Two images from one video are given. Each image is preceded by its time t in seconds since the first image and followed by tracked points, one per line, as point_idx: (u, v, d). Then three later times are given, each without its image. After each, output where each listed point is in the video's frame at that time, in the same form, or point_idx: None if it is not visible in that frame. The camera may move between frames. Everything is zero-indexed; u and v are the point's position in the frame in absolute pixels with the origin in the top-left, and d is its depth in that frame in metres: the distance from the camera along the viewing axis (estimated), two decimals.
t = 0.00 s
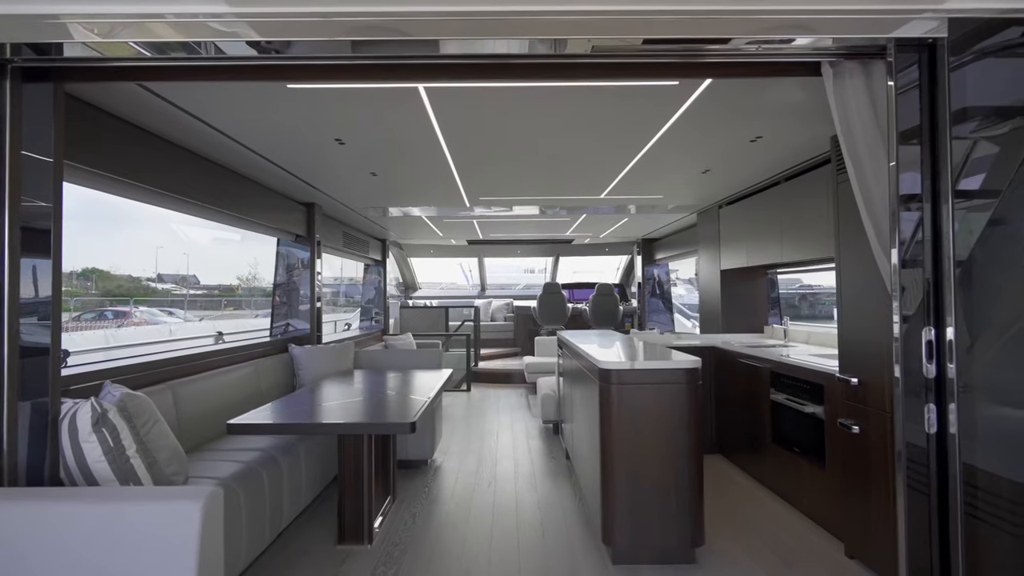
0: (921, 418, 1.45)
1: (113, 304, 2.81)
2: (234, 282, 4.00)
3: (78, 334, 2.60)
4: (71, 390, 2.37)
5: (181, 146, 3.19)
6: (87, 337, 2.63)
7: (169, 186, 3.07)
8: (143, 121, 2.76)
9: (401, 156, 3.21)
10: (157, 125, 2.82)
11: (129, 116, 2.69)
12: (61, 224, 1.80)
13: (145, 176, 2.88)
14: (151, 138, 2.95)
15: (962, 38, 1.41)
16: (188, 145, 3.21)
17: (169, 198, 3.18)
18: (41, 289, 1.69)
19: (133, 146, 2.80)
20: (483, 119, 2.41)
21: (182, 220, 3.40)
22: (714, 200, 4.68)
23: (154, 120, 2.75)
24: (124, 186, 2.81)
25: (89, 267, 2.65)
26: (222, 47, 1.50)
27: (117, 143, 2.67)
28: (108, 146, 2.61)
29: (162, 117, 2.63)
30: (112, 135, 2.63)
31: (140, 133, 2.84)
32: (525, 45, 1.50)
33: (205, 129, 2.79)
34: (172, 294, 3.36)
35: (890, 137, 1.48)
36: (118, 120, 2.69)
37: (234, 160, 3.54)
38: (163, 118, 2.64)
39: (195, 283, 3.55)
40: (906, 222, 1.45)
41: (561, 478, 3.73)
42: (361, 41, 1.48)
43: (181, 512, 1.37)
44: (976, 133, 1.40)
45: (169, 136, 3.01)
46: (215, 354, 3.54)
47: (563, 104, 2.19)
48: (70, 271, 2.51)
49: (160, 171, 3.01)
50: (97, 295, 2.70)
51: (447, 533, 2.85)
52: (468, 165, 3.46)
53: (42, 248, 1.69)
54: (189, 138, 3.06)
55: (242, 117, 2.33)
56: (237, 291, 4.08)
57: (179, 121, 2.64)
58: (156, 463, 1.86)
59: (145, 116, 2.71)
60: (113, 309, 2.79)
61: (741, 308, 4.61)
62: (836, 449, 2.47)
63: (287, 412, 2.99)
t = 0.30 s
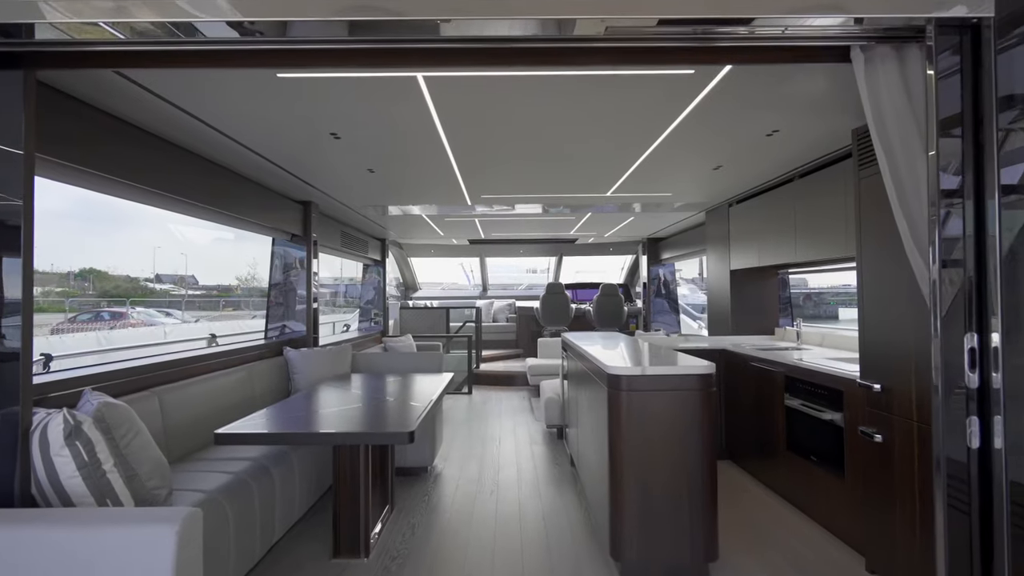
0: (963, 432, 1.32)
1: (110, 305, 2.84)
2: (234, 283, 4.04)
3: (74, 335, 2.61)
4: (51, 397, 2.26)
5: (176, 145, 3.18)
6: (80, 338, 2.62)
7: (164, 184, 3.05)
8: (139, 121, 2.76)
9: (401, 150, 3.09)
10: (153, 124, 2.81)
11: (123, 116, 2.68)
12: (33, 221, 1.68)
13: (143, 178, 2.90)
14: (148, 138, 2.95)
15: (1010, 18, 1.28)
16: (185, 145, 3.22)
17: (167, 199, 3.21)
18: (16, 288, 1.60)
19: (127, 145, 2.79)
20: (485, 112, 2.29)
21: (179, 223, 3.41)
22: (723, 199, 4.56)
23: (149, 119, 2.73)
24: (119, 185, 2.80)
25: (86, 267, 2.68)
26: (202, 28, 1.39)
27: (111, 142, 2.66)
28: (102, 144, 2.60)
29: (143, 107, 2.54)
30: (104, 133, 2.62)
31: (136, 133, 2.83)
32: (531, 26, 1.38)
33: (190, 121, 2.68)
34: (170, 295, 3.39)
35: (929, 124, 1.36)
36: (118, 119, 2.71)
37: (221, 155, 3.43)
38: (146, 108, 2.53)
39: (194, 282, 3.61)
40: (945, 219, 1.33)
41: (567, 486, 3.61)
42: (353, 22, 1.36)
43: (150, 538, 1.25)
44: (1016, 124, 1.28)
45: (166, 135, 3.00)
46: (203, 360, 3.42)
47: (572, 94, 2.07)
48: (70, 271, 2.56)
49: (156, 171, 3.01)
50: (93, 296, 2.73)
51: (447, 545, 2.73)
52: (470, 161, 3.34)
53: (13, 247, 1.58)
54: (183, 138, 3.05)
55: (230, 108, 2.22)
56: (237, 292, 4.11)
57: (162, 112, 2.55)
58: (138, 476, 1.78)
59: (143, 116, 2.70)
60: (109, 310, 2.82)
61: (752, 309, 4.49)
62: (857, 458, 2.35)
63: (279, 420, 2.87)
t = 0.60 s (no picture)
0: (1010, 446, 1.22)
1: (110, 305, 2.87)
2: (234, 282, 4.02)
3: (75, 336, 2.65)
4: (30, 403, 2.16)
5: (173, 142, 3.13)
6: (81, 338, 2.64)
7: (156, 181, 2.99)
8: (137, 119, 2.75)
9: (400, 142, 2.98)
10: (145, 120, 2.76)
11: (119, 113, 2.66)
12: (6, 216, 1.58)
13: (144, 178, 2.90)
14: (147, 137, 2.94)
15: None
16: (186, 145, 3.22)
17: (166, 198, 3.19)
18: None
19: (125, 144, 2.78)
20: (488, 103, 2.19)
21: (175, 219, 3.39)
22: (731, 198, 4.46)
23: (144, 116, 2.70)
24: (118, 183, 2.79)
25: (87, 267, 2.72)
26: (182, 9, 1.29)
27: (105, 138, 2.64)
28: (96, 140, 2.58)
29: (131, 99, 2.47)
30: (96, 129, 2.57)
31: (135, 131, 2.83)
32: (537, 6, 1.28)
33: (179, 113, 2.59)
34: (170, 295, 3.41)
35: (971, 111, 1.25)
36: (119, 121, 2.73)
37: (212, 151, 3.32)
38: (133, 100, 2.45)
39: (194, 283, 3.59)
40: (987, 216, 1.22)
41: (571, 492, 3.51)
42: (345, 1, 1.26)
43: (123, 560, 1.16)
44: None
45: (166, 133, 2.99)
46: (193, 362, 3.32)
47: (578, 84, 1.97)
48: (70, 271, 2.59)
49: (155, 170, 3.01)
50: (93, 296, 2.76)
51: (448, 555, 2.63)
52: (472, 156, 3.24)
53: None
54: (182, 136, 3.03)
55: (219, 98, 2.11)
56: (238, 292, 4.10)
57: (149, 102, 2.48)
58: (119, 487, 1.67)
59: (139, 113, 2.66)
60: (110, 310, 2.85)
61: (760, 310, 4.38)
62: (877, 467, 2.24)
63: (272, 424, 2.75)
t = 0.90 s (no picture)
0: None
1: (111, 305, 2.86)
2: (235, 282, 4.05)
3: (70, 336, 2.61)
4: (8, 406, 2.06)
5: (169, 138, 3.07)
6: (76, 338, 2.61)
7: (155, 179, 2.93)
8: (140, 117, 2.73)
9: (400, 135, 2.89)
10: (143, 116, 2.70)
11: (119, 111, 2.62)
12: None
13: (146, 177, 2.89)
14: (148, 134, 2.91)
15: None
16: (189, 145, 3.22)
17: (170, 198, 3.18)
18: None
19: (127, 142, 2.76)
20: (490, 90, 2.08)
21: (175, 218, 3.37)
22: (738, 195, 4.35)
23: (143, 113, 2.65)
24: (122, 182, 2.78)
25: (88, 267, 2.72)
26: None
27: (104, 135, 2.60)
28: (93, 137, 2.54)
29: (127, 94, 2.41)
30: (94, 125, 2.53)
31: (137, 129, 2.81)
32: None
33: (172, 105, 2.51)
34: (171, 295, 3.42)
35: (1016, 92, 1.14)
36: (114, 115, 2.66)
37: (206, 146, 3.24)
38: (126, 92, 2.38)
39: (195, 283, 3.61)
40: None
41: (576, 498, 3.40)
42: None
43: None
44: None
45: (169, 132, 2.97)
46: (188, 363, 3.23)
47: (585, 67, 1.87)
48: (71, 271, 2.58)
49: (157, 169, 2.99)
50: (93, 296, 2.75)
51: (448, 565, 2.53)
52: (473, 149, 3.14)
53: None
54: (183, 133, 3.00)
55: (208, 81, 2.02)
56: (240, 292, 4.12)
57: (143, 95, 2.40)
58: (97, 499, 1.58)
59: (138, 109, 2.62)
60: (109, 310, 2.83)
61: (769, 311, 4.28)
62: (898, 476, 2.14)
63: (266, 428, 2.65)
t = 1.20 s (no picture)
0: None
1: (111, 305, 2.92)
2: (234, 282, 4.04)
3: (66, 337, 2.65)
4: None
5: (163, 134, 2.98)
6: (73, 338, 2.66)
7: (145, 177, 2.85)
8: (141, 118, 2.74)
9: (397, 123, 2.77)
10: (138, 113, 2.66)
11: (117, 109, 2.60)
12: None
13: (147, 178, 2.90)
14: (144, 133, 2.87)
15: None
16: (189, 144, 3.20)
17: (171, 198, 3.19)
18: None
19: (126, 141, 2.75)
20: (491, 74, 1.97)
21: (174, 218, 3.38)
22: (747, 193, 4.23)
23: (137, 109, 2.59)
24: (123, 183, 2.80)
25: (91, 267, 2.78)
26: None
27: (102, 133, 2.58)
28: (90, 133, 2.52)
29: (118, 89, 2.35)
30: (92, 123, 2.52)
31: (138, 129, 2.80)
32: None
33: (162, 97, 2.42)
34: (172, 295, 3.46)
35: None
36: (99, 108, 2.56)
37: (196, 141, 3.14)
38: (119, 87, 2.32)
39: (196, 283, 3.65)
40: None
41: (579, 506, 3.29)
42: None
43: None
44: None
45: (169, 132, 2.95)
46: (183, 364, 3.18)
47: (591, 46, 1.76)
48: (73, 271, 2.65)
49: (157, 169, 2.98)
50: (94, 296, 2.82)
51: None
52: (473, 142, 3.02)
53: None
54: (183, 132, 2.97)
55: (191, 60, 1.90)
56: (239, 292, 4.14)
57: (135, 90, 2.35)
58: (65, 515, 1.46)
59: (136, 107, 2.59)
60: (109, 311, 2.89)
61: (778, 311, 4.15)
62: (921, 488, 2.02)
63: (256, 432, 2.53)
